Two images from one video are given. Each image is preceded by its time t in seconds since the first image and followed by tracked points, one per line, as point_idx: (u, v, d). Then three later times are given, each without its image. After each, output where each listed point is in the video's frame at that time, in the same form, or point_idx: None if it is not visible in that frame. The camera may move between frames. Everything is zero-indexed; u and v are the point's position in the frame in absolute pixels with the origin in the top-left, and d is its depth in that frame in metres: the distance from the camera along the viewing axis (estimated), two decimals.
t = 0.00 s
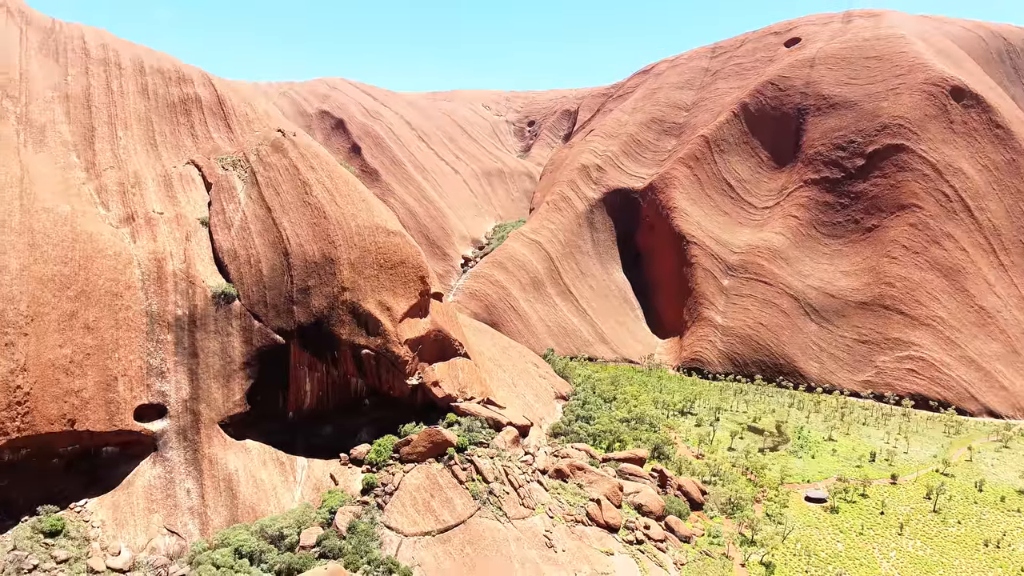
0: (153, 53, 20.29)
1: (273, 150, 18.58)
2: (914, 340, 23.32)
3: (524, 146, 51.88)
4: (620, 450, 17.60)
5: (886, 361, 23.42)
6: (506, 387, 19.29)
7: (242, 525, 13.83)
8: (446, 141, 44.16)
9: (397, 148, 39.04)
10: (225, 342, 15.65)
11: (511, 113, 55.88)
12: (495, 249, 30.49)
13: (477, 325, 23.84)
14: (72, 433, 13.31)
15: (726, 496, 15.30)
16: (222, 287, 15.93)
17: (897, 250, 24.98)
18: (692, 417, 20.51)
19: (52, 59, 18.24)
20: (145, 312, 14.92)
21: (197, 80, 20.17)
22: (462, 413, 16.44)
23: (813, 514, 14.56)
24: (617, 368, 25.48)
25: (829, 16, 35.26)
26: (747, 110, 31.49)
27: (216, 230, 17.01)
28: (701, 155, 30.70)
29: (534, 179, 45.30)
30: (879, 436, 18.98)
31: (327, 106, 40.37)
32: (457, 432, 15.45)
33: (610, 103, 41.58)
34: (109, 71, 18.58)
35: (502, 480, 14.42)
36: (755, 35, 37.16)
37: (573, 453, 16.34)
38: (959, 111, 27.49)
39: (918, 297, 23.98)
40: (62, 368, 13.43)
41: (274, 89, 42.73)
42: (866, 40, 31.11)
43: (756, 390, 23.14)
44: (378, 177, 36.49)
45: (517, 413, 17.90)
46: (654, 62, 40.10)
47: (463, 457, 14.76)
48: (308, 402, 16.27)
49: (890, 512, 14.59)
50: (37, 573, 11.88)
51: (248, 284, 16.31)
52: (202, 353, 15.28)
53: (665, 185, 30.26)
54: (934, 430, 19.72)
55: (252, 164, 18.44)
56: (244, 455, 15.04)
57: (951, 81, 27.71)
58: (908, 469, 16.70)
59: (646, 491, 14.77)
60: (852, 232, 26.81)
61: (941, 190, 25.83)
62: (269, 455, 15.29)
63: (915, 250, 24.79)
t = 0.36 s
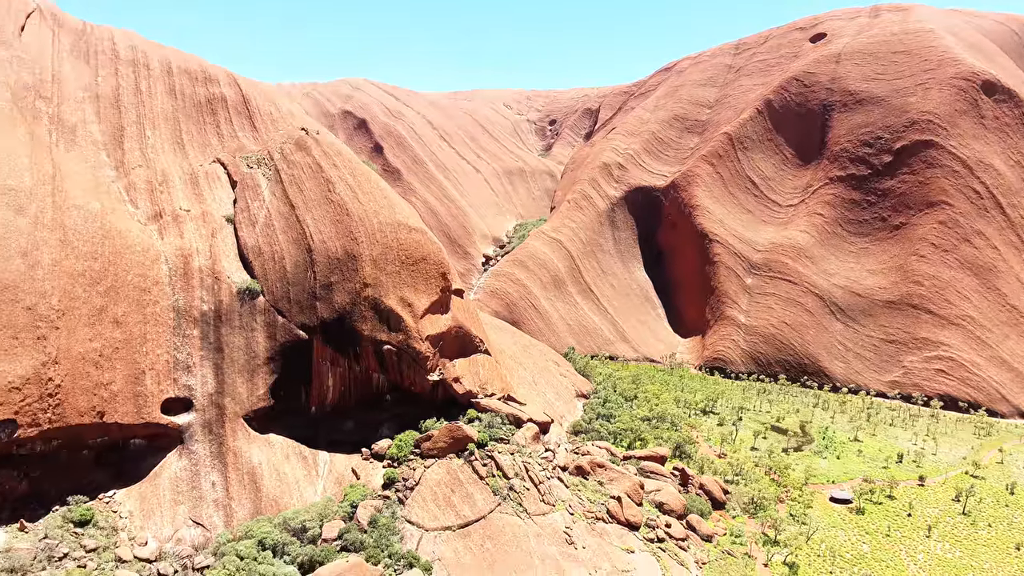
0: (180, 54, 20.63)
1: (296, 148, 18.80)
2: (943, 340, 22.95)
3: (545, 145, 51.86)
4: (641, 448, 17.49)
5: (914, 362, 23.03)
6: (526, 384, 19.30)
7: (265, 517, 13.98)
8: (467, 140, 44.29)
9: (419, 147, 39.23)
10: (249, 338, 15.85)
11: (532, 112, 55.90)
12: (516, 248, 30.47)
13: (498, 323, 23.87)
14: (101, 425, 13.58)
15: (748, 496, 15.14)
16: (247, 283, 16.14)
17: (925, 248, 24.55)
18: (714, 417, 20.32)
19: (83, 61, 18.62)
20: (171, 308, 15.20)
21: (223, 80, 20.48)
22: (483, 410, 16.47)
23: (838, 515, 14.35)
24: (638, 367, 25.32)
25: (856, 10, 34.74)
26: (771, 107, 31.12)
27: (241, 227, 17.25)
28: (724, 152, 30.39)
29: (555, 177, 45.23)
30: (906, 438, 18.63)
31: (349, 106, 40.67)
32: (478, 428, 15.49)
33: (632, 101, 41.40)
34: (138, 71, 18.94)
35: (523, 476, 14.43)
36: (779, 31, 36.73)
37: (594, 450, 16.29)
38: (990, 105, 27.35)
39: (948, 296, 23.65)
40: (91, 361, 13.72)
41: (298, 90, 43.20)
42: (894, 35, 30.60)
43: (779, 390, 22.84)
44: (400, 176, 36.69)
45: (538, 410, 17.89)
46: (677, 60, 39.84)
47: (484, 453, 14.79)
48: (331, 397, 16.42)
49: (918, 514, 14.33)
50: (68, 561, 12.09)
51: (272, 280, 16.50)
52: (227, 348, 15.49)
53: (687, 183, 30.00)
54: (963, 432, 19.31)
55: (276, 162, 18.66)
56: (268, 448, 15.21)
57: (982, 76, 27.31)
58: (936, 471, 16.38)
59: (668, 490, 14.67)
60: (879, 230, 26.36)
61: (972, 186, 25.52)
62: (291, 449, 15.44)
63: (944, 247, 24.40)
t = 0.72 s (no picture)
0: (209, 55, 20.99)
1: (322, 147, 19.00)
2: (976, 341, 22.47)
3: (568, 144, 51.78)
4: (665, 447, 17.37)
5: (945, 363, 22.59)
6: (549, 381, 19.30)
7: (290, 510, 14.13)
8: (490, 140, 44.40)
9: (442, 147, 39.42)
10: (276, 333, 16.07)
11: (556, 111, 55.85)
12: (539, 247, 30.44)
13: (520, 321, 23.89)
14: (132, 417, 13.90)
15: (774, 496, 14.94)
16: (273, 279, 16.37)
17: (958, 246, 24.04)
18: (739, 417, 20.09)
19: (115, 62, 19.04)
20: (200, 303, 15.50)
21: (251, 80, 20.79)
22: (505, 406, 16.49)
23: (867, 517, 14.10)
24: (662, 366, 25.13)
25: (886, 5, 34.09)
26: (798, 104, 30.69)
27: (268, 224, 17.51)
28: (750, 150, 30.04)
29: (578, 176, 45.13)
30: (937, 440, 18.24)
31: (374, 106, 40.98)
32: (500, 425, 15.53)
33: (656, 100, 41.13)
34: (169, 73, 19.33)
35: (545, 473, 14.43)
36: (807, 27, 36.20)
37: (617, 448, 16.23)
38: None
39: (981, 296, 23.13)
40: (123, 354, 14.06)
41: (324, 90, 43.66)
42: (925, 29, 29.98)
43: (806, 391, 22.51)
44: (424, 176, 36.90)
45: (561, 407, 17.88)
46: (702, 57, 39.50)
47: (506, 449, 14.81)
48: (355, 393, 16.58)
49: (949, 517, 14.02)
50: (99, 549, 12.43)
51: (298, 276, 16.71)
52: (254, 343, 15.73)
53: (712, 181, 29.69)
54: (997, 435, 18.84)
55: (302, 160, 18.89)
56: (293, 442, 15.40)
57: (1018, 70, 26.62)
58: (969, 474, 16.03)
59: (692, 489, 14.55)
60: (910, 228, 25.88)
61: (1006, 183, 24.89)
62: (316, 443, 15.60)
63: (977, 246, 23.85)
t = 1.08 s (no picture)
0: (241, 56, 21.36)
1: (350, 145, 19.21)
2: (1015, 342, 21.86)
3: (595, 142, 51.60)
4: (692, 447, 17.19)
5: (983, 364, 22.04)
6: (575, 379, 19.26)
7: (318, 503, 14.31)
8: (516, 139, 44.45)
9: (469, 146, 39.57)
10: (304, 329, 16.29)
11: (582, 110, 55.69)
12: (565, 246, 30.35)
13: (546, 319, 23.87)
14: (166, 410, 14.20)
15: (805, 498, 14.69)
16: (302, 276, 16.60)
17: (996, 245, 23.41)
18: (768, 417, 19.81)
19: (151, 64, 19.46)
20: (231, 299, 15.79)
21: (281, 80, 21.13)
22: (531, 403, 16.49)
23: (901, 520, 13.80)
24: (689, 366, 24.88)
25: None
26: (830, 100, 30.14)
27: (297, 222, 17.77)
28: (780, 147, 29.58)
29: (605, 175, 44.90)
30: (975, 443, 17.76)
31: (401, 106, 41.27)
32: (526, 421, 15.54)
33: (684, 97, 40.77)
34: (202, 74, 19.74)
35: (571, 470, 14.40)
36: (839, 21, 35.55)
37: (643, 447, 16.13)
38: None
39: (1020, 296, 22.49)
40: (157, 348, 14.37)
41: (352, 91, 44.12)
42: (963, 22, 29.24)
43: (837, 392, 22.09)
44: (450, 175, 37.06)
45: (586, 405, 17.82)
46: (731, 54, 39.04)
47: (532, 446, 14.82)
48: (381, 388, 16.67)
49: (987, 522, 13.66)
50: (134, 538, 12.61)
51: (326, 273, 16.92)
52: (283, 338, 15.97)
53: (740, 179, 29.30)
54: None
55: (331, 159, 19.12)
56: (321, 436, 15.58)
57: None
58: (1008, 478, 15.59)
59: (719, 489, 14.38)
60: (947, 226, 25.30)
61: None
62: (344, 438, 15.76)
63: (1017, 245, 23.18)
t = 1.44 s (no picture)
0: (278, 58, 21.77)
1: (384, 144, 19.43)
2: None
3: (627, 141, 51.22)
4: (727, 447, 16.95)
5: None
6: (607, 378, 19.16)
7: (352, 495, 14.50)
8: (549, 138, 44.38)
9: (500, 145, 39.66)
10: (339, 324, 16.52)
11: (614, 109, 55.37)
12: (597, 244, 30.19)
13: (578, 318, 23.78)
14: (205, 402, 14.56)
15: (843, 501, 14.35)
16: (337, 272, 16.85)
17: None
18: (805, 419, 19.41)
19: (192, 66, 19.95)
20: (269, 294, 16.12)
21: (317, 81, 21.48)
22: (562, 400, 16.47)
23: (944, 526, 13.41)
24: (723, 366, 24.51)
25: None
26: (870, 94, 29.39)
27: (332, 219, 18.04)
28: (818, 143, 28.97)
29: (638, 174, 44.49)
30: None
31: (434, 106, 41.54)
32: (557, 419, 15.52)
33: (718, 94, 40.23)
34: (241, 76, 20.20)
35: (602, 467, 14.34)
36: (879, 15, 34.70)
37: (676, 446, 15.96)
38: None
39: None
40: (197, 342, 14.75)
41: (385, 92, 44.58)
42: (1010, 13, 28.31)
43: (878, 394, 21.53)
44: (482, 174, 37.17)
45: (618, 403, 17.72)
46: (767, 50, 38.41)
47: (564, 443, 14.79)
48: (414, 383, 16.80)
49: None
50: (174, 526, 12.93)
51: (360, 270, 17.15)
52: (318, 334, 16.22)
53: (777, 177, 28.76)
54: None
55: (365, 157, 19.36)
56: (355, 430, 15.78)
57: None
58: None
59: (754, 490, 14.14)
60: (993, 223, 24.54)
61: None
62: (377, 432, 15.93)
63: None
